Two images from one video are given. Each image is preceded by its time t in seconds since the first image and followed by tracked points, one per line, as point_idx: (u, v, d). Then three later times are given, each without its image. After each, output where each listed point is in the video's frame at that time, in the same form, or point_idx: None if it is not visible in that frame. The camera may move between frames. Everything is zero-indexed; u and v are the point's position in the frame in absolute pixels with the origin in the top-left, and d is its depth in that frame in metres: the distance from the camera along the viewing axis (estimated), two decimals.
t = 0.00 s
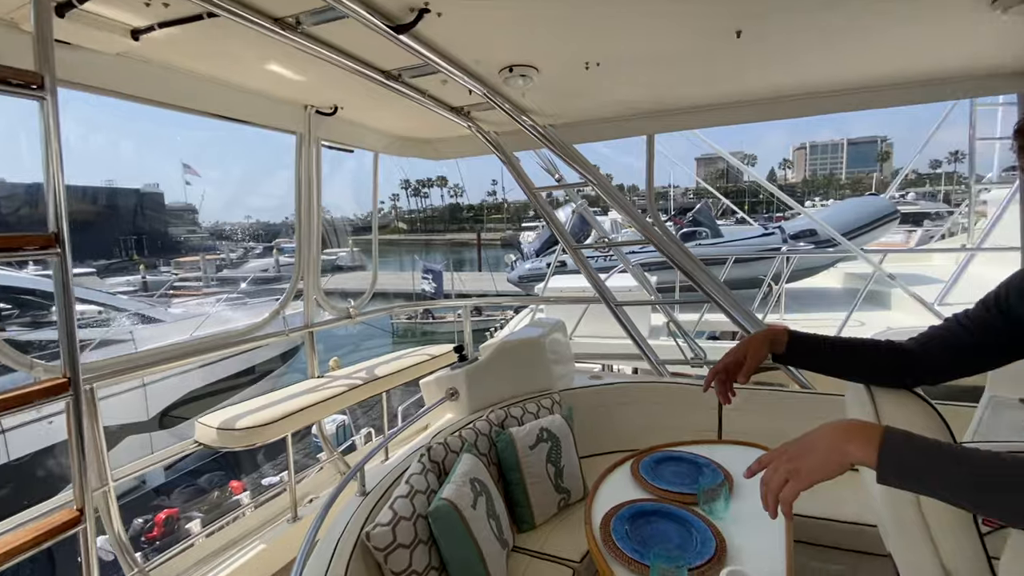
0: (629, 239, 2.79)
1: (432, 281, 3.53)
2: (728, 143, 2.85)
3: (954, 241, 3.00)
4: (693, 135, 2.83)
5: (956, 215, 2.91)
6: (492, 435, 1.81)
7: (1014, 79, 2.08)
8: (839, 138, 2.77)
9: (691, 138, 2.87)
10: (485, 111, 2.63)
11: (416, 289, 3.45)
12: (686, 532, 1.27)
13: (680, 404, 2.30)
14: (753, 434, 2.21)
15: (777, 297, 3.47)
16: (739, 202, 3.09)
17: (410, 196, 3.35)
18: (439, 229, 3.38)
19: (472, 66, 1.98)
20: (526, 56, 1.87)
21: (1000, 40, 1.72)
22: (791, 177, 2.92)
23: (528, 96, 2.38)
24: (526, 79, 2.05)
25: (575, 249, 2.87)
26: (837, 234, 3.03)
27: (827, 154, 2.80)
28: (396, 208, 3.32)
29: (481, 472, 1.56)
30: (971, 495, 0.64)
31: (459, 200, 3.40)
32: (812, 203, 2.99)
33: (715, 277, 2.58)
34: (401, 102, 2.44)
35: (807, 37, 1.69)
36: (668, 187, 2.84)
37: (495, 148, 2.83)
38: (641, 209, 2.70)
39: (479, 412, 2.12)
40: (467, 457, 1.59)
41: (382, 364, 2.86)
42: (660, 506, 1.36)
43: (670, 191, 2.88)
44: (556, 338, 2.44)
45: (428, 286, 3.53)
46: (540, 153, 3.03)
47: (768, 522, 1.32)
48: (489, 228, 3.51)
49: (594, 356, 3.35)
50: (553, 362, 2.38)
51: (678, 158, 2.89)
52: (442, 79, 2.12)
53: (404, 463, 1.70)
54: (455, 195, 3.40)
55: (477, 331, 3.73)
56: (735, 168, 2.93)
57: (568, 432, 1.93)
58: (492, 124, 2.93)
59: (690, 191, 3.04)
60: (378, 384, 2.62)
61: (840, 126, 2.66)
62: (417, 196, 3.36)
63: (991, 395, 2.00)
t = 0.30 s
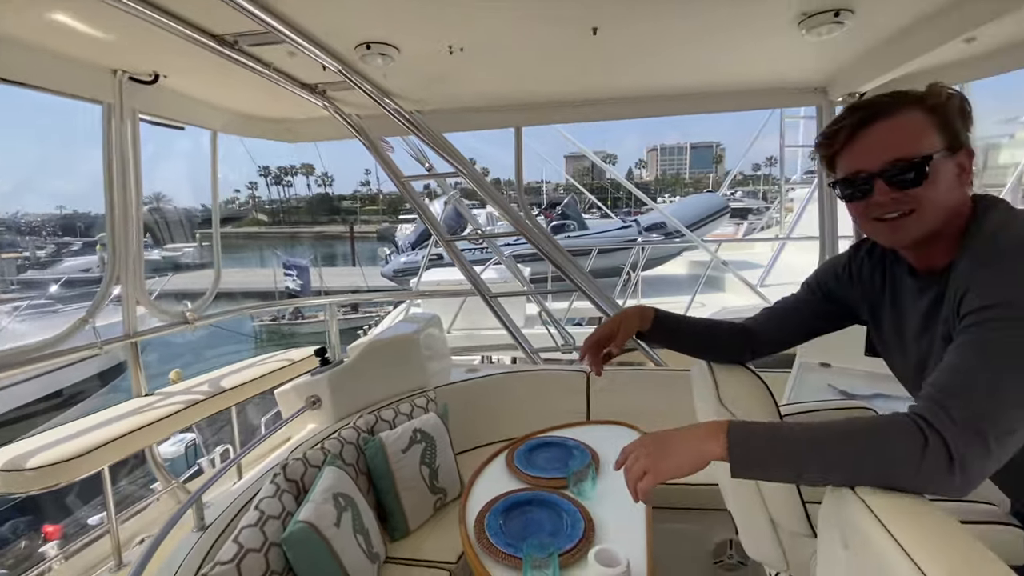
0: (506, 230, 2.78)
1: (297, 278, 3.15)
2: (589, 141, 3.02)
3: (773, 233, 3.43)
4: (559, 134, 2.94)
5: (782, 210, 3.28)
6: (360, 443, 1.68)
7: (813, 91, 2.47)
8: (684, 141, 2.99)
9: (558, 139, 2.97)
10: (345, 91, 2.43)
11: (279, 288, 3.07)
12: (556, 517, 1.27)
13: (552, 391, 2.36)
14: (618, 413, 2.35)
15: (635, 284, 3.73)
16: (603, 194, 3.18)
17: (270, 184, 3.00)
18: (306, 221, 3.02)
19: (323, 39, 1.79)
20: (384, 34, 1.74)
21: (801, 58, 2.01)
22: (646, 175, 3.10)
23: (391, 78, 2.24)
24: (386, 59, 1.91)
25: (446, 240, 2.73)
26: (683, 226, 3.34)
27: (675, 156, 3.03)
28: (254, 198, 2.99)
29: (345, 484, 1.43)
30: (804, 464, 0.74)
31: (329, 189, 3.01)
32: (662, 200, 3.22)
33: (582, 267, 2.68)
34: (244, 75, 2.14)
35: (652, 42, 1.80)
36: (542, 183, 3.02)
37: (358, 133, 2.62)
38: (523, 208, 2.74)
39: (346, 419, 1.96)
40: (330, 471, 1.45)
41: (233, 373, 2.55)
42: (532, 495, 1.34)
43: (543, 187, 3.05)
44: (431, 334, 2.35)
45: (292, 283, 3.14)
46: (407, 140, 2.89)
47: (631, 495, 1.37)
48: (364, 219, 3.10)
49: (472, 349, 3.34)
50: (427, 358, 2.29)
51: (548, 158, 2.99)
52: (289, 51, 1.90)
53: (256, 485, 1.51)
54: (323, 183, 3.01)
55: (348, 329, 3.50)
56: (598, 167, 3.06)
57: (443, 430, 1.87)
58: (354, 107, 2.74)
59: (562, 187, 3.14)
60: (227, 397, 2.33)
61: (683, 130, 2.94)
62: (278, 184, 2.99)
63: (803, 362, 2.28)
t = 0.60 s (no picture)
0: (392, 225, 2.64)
1: (150, 283, 3.21)
2: (472, 138, 2.99)
3: (642, 229, 3.76)
4: (444, 129, 2.88)
5: (650, 208, 3.62)
6: (222, 468, 1.48)
7: (674, 100, 2.69)
8: (566, 143, 3.15)
9: (444, 137, 2.91)
10: (193, 68, 2.11)
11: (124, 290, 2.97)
12: (445, 523, 1.21)
13: (440, 390, 2.31)
14: (508, 408, 2.37)
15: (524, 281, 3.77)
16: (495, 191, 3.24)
17: (113, 175, 2.65)
18: (161, 216, 2.91)
19: (160, 3, 1.52)
20: (239, 5, 1.53)
21: (664, 67, 2.16)
22: (533, 174, 3.25)
23: (250, 56, 1.99)
24: (242, 33, 1.68)
25: (323, 237, 2.50)
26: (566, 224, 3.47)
27: (558, 156, 3.15)
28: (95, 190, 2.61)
29: (202, 518, 1.24)
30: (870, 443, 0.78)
31: (188, 180, 2.86)
32: (549, 199, 3.36)
33: (469, 264, 2.65)
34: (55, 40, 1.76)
35: (528, 40, 1.81)
36: (434, 179, 2.88)
37: (213, 117, 2.32)
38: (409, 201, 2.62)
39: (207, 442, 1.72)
40: (182, 505, 1.25)
41: (58, 400, 2.15)
42: (422, 503, 1.28)
43: (435, 183, 2.91)
44: (306, 340, 2.15)
45: (144, 289, 3.21)
46: (274, 127, 2.63)
47: (522, 489, 1.36)
48: (231, 216, 3.14)
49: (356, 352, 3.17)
50: (302, 366, 2.09)
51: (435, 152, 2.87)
52: (115, 14, 1.59)
53: (87, 530, 1.27)
54: (181, 175, 2.80)
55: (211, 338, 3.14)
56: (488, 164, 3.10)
57: (322, 444, 1.72)
58: (207, 87, 2.41)
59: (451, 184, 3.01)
60: (47, 428, 1.94)
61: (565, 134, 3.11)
62: (122, 174, 2.68)
63: (672, 349, 2.34)
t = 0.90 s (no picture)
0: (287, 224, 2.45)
1: None
2: (377, 135, 2.94)
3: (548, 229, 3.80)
4: (347, 124, 2.79)
5: (555, 210, 3.68)
6: (80, 507, 1.28)
7: (575, 104, 2.79)
8: (475, 143, 3.12)
9: (347, 131, 2.82)
10: (32, 41, 1.80)
11: None
12: (349, 541, 1.15)
13: (344, 399, 2.19)
14: (416, 412, 2.30)
15: (434, 282, 3.63)
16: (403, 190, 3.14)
17: None
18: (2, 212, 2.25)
19: None
20: None
21: (564, 71, 2.23)
22: (442, 174, 3.15)
23: (107, 32, 1.73)
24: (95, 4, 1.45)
25: (205, 237, 2.26)
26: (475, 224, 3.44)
27: (467, 156, 3.12)
28: None
29: (55, 565, 1.07)
30: (789, 399, 0.88)
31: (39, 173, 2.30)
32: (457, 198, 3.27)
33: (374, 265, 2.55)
34: None
35: (428, 36, 1.77)
36: (333, 175, 2.77)
37: (61, 101, 2.03)
38: (304, 196, 2.47)
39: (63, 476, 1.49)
40: (29, 551, 1.08)
41: None
42: (322, 522, 1.19)
43: (336, 180, 2.80)
44: (187, 354, 1.91)
45: None
46: (141, 112, 2.32)
47: (431, 497, 1.32)
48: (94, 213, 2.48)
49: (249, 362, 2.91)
50: (182, 382, 1.86)
51: (334, 147, 2.77)
52: None
53: None
54: (31, 165, 2.26)
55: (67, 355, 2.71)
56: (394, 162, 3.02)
57: (207, 468, 1.55)
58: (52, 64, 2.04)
59: (355, 182, 2.91)
60: None
61: (471, 135, 3.07)
62: None
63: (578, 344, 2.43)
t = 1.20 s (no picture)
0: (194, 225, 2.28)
1: None
2: (301, 131, 2.79)
3: (478, 232, 3.69)
4: (267, 122, 2.68)
5: (486, 211, 3.63)
6: None
7: (499, 107, 2.81)
8: (406, 143, 3.09)
9: (262, 126, 2.69)
10: None
11: None
12: (262, 563, 1.07)
13: (259, 411, 2.07)
14: (339, 421, 2.22)
15: (359, 284, 3.59)
16: (327, 190, 3.01)
17: None
18: None
19: None
20: None
21: (490, 75, 2.24)
22: (369, 173, 3.03)
23: None
24: None
25: (95, 239, 2.05)
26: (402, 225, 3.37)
27: (396, 156, 3.07)
28: None
29: None
30: (685, 390, 1.03)
31: None
32: (387, 199, 3.20)
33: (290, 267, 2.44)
34: None
35: (345, 33, 1.71)
36: (251, 173, 2.65)
37: None
38: (218, 194, 2.39)
39: None
40: None
41: None
42: (234, 546, 1.11)
43: (254, 177, 2.68)
44: (73, 370, 1.71)
45: None
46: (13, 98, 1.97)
47: (354, 509, 1.27)
48: None
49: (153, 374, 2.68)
50: (68, 402, 1.66)
51: (252, 144, 2.65)
52: None
53: None
54: None
55: None
56: (316, 161, 2.90)
57: (99, 495, 1.39)
58: None
59: (277, 180, 2.82)
60: None
61: (406, 131, 3.05)
62: None
63: (505, 345, 2.45)
